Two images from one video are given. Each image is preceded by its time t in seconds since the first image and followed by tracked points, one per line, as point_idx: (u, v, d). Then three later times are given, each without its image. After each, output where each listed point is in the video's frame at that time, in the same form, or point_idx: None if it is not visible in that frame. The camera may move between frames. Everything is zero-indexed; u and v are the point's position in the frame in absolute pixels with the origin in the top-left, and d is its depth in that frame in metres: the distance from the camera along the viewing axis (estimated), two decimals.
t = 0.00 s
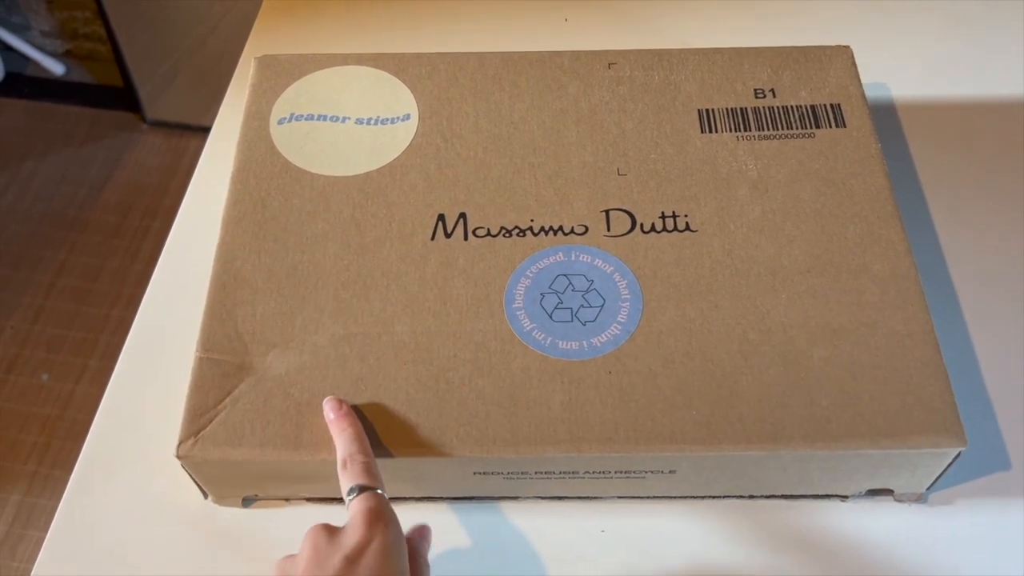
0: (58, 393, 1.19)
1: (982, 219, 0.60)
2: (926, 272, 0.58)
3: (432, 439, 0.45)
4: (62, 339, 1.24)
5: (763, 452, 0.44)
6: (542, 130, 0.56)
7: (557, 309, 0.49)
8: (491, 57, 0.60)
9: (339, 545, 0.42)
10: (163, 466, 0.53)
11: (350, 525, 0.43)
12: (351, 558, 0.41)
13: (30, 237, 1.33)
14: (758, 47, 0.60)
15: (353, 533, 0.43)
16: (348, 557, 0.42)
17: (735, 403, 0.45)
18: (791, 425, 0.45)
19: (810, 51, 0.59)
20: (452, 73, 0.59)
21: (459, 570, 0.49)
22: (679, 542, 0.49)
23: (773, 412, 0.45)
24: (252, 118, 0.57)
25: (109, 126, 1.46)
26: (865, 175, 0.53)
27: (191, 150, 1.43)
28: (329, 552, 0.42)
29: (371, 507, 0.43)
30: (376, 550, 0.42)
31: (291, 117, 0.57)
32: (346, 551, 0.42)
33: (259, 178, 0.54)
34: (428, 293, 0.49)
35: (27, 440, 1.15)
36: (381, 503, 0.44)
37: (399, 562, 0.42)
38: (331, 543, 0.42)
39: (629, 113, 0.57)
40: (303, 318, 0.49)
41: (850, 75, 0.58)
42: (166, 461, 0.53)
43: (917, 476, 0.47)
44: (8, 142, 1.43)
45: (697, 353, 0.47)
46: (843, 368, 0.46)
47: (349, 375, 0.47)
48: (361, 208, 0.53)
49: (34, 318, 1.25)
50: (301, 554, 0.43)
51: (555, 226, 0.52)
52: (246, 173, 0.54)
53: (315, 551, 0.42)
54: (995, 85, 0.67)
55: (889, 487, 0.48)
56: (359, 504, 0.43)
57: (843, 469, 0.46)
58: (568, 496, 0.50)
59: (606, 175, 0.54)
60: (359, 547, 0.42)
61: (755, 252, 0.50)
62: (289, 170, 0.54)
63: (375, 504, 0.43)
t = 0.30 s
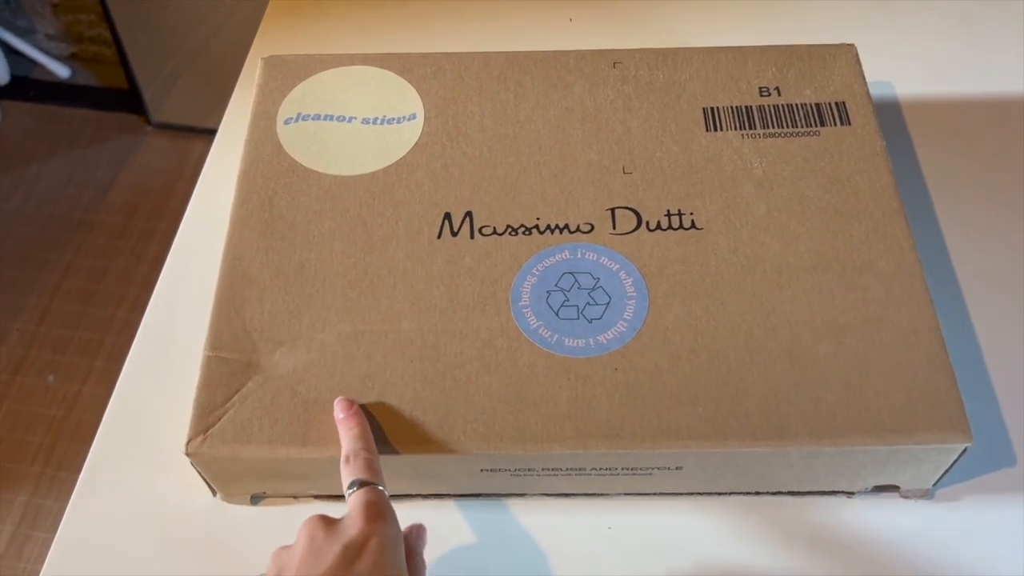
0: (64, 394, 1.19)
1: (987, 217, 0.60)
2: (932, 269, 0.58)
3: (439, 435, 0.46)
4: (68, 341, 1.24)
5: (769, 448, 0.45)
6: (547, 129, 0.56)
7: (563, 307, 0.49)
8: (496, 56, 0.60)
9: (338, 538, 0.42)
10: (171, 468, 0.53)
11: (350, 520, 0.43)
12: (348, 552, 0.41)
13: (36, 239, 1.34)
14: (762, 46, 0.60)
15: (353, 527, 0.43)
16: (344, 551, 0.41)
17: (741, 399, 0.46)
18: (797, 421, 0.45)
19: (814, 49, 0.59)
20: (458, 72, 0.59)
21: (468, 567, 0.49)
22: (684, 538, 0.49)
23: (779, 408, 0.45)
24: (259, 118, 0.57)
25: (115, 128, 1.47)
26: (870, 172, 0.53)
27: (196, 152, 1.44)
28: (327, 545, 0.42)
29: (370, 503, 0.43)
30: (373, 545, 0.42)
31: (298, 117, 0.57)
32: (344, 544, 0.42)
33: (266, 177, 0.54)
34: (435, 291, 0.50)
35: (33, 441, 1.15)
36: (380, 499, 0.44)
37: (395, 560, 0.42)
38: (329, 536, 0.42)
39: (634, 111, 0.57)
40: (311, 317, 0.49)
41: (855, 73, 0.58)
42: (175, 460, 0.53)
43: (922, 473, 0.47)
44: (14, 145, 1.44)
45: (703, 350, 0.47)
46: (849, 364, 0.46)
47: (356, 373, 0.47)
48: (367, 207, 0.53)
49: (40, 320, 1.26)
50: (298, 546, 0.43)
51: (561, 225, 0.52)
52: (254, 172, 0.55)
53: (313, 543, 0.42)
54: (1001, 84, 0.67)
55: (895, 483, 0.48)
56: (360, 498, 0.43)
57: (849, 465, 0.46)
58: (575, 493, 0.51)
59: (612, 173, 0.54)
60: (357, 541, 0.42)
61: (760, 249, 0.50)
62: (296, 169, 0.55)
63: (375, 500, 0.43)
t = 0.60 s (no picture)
0: (72, 394, 1.20)
1: (985, 210, 0.60)
2: (932, 262, 0.58)
3: (445, 423, 0.46)
4: (75, 341, 1.25)
5: (769, 435, 0.45)
6: (550, 124, 0.57)
7: (566, 298, 0.50)
8: (500, 53, 0.61)
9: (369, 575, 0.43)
10: (180, 460, 0.54)
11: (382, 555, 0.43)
12: None
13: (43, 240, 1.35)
14: (762, 41, 0.61)
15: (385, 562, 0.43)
16: None
17: (742, 388, 0.46)
18: (797, 408, 0.45)
19: (814, 44, 0.60)
20: (462, 68, 0.60)
21: (474, 554, 0.50)
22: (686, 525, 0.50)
23: (780, 396, 0.46)
24: (267, 114, 0.58)
25: (122, 130, 1.48)
26: (869, 165, 0.54)
27: (203, 153, 1.45)
28: None
29: (403, 537, 0.44)
30: None
31: (305, 112, 0.58)
32: None
33: (274, 172, 0.55)
34: (440, 282, 0.50)
35: (41, 440, 1.16)
36: (413, 535, 0.44)
37: None
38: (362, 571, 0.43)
39: (636, 106, 0.58)
40: (318, 308, 0.50)
41: (854, 67, 0.58)
42: (184, 453, 0.54)
43: (921, 460, 0.48)
44: (21, 145, 1.45)
45: (705, 339, 0.48)
46: (848, 353, 0.47)
47: (363, 363, 0.48)
48: (373, 200, 0.54)
49: (48, 320, 1.27)
50: None
51: (564, 217, 0.53)
52: (261, 167, 0.55)
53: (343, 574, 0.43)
54: (1000, 78, 0.68)
55: (895, 471, 0.49)
56: (393, 532, 0.44)
57: (849, 452, 0.47)
58: (578, 480, 0.51)
59: (614, 167, 0.55)
60: None
61: (761, 241, 0.51)
62: (303, 164, 0.56)
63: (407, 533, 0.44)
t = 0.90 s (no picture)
0: (77, 390, 1.21)
1: (989, 195, 0.60)
2: (936, 246, 0.58)
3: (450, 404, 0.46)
4: (80, 337, 1.26)
5: (773, 415, 0.45)
6: (555, 109, 0.57)
7: (571, 281, 0.50)
8: (504, 39, 0.61)
9: (388, 532, 0.43)
10: (186, 444, 0.54)
11: (397, 513, 0.44)
12: (398, 546, 0.42)
13: (49, 237, 1.35)
14: (766, 27, 0.61)
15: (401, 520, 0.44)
16: (395, 546, 0.42)
17: (747, 368, 0.46)
18: (801, 389, 0.46)
19: (818, 30, 0.60)
20: (466, 55, 0.60)
21: (478, 535, 0.50)
22: (691, 506, 0.50)
23: (784, 376, 0.46)
24: (272, 100, 0.58)
25: (127, 128, 1.49)
26: (873, 148, 0.54)
27: (207, 150, 1.45)
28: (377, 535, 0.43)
29: (417, 495, 0.44)
30: (419, 537, 0.43)
31: (310, 99, 0.58)
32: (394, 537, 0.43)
33: (279, 157, 0.55)
34: (445, 265, 0.51)
35: (46, 437, 1.16)
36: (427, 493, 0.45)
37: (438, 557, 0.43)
38: (379, 529, 0.43)
39: (640, 91, 0.58)
40: (324, 291, 0.50)
41: (857, 52, 0.58)
42: (190, 437, 0.54)
43: (926, 440, 0.48)
44: (26, 144, 1.46)
45: (709, 320, 0.48)
46: (853, 333, 0.47)
47: (369, 345, 0.48)
48: (378, 185, 0.54)
49: (52, 318, 1.27)
50: (347, 536, 0.43)
51: (568, 201, 0.53)
52: (267, 152, 0.56)
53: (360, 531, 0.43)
54: (1004, 64, 0.68)
55: (899, 452, 0.49)
56: (405, 491, 0.44)
57: (853, 432, 0.47)
58: (583, 462, 0.52)
59: (619, 151, 0.55)
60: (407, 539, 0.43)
61: (766, 223, 0.51)
62: (308, 149, 0.56)
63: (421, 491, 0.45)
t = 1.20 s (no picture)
0: (80, 391, 1.21)
1: (989, 189, 0.61)
2: (937, 241, 0.58)
3: (452, 395, 0.47)
4: (84, 338, 1.26)
5: (775, 408, 0.45)
6: (556, 105, 0.57)
7: (572, 274, 0.50)
8: (505, 36, 0.61)
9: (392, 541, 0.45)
10: (187, 441, 0.54)
11: (396, 537, 0.45)
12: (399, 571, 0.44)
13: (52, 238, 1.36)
14: (766, 22, 0.61)
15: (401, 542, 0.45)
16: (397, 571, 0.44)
17: (748, 360, 0.46)
18: (802, 381, 0.46)
19: (818, 25, 0.60)
20: (468, 51, 0.61)
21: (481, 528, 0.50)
22: (691, 499, 0.50)
23: (785, 369, 0.46)
24: (274, 96, 0.59)
25: (130, 129, 1.49)
26: (873, 143, 0.54)
27: (210, 151, 1.46)
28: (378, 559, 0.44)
29: (415, 518, 0.45)
30: (419, 562, 0.44)
31: (312, 95, 0.59)
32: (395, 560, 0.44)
33: (282, 153, 0.56)
34: (447, 259, 0.51)
35: (50, 438, 1.17)
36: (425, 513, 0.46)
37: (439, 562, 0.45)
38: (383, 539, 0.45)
39: (641, 86, 0.58)
40: (326, 285, 0.50)
41: (857, 48, 0.59)
42: (193, 431, 0.55)
43: (926, 433, 0.48)
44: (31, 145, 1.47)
45: (710, 313, 0.48)
46: (853, 326, 0.47)
47: (371, 338, 0.49)
48: (379, 180, 0.54)
49: (56, 319, 1.28)
50: (348, 560, 0.44)
51: (569, 195, 0.53)
52: (269, 148, 0.56)
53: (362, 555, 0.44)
54: (1004, 60, 0.68)
55: (900, 445, 0.49)
56: (405, 513, 0.45)
57: (853, 424, 0.47)
58: (584, 456, 0.52)
59: (619, 146, 0.55)
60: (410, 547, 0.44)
61: (766, 217, 0.51)
62: (310, 145, 0.56)
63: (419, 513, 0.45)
